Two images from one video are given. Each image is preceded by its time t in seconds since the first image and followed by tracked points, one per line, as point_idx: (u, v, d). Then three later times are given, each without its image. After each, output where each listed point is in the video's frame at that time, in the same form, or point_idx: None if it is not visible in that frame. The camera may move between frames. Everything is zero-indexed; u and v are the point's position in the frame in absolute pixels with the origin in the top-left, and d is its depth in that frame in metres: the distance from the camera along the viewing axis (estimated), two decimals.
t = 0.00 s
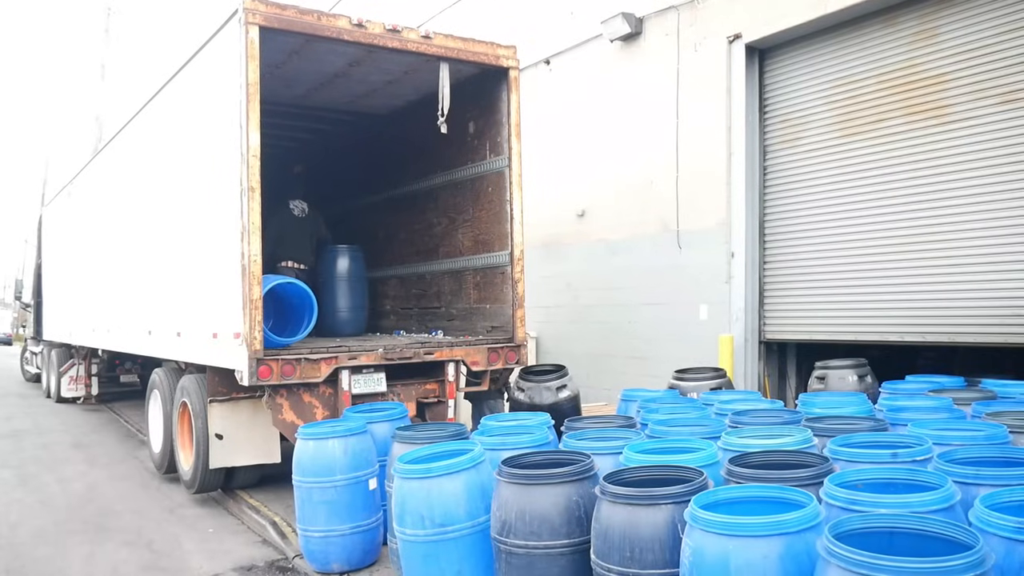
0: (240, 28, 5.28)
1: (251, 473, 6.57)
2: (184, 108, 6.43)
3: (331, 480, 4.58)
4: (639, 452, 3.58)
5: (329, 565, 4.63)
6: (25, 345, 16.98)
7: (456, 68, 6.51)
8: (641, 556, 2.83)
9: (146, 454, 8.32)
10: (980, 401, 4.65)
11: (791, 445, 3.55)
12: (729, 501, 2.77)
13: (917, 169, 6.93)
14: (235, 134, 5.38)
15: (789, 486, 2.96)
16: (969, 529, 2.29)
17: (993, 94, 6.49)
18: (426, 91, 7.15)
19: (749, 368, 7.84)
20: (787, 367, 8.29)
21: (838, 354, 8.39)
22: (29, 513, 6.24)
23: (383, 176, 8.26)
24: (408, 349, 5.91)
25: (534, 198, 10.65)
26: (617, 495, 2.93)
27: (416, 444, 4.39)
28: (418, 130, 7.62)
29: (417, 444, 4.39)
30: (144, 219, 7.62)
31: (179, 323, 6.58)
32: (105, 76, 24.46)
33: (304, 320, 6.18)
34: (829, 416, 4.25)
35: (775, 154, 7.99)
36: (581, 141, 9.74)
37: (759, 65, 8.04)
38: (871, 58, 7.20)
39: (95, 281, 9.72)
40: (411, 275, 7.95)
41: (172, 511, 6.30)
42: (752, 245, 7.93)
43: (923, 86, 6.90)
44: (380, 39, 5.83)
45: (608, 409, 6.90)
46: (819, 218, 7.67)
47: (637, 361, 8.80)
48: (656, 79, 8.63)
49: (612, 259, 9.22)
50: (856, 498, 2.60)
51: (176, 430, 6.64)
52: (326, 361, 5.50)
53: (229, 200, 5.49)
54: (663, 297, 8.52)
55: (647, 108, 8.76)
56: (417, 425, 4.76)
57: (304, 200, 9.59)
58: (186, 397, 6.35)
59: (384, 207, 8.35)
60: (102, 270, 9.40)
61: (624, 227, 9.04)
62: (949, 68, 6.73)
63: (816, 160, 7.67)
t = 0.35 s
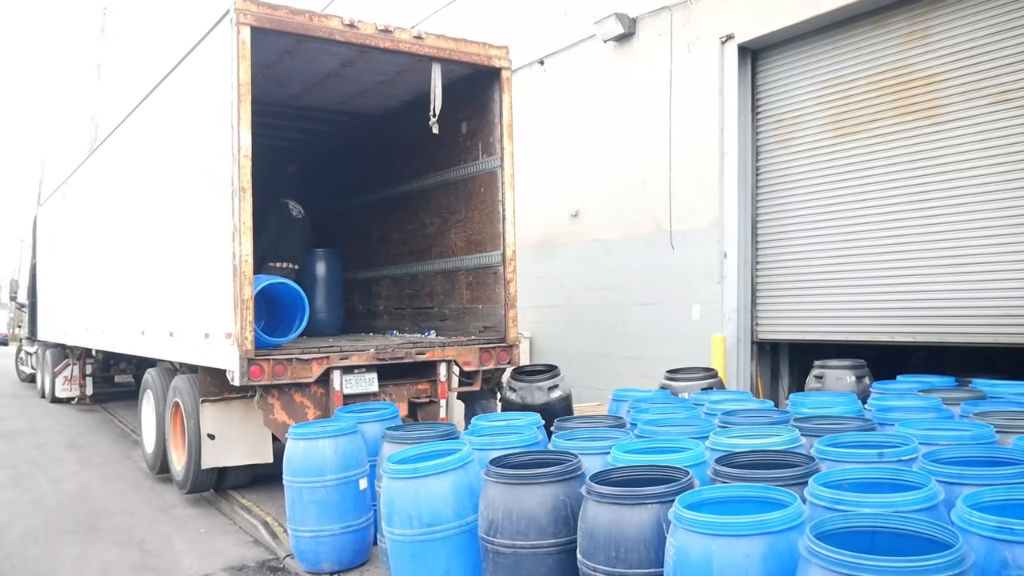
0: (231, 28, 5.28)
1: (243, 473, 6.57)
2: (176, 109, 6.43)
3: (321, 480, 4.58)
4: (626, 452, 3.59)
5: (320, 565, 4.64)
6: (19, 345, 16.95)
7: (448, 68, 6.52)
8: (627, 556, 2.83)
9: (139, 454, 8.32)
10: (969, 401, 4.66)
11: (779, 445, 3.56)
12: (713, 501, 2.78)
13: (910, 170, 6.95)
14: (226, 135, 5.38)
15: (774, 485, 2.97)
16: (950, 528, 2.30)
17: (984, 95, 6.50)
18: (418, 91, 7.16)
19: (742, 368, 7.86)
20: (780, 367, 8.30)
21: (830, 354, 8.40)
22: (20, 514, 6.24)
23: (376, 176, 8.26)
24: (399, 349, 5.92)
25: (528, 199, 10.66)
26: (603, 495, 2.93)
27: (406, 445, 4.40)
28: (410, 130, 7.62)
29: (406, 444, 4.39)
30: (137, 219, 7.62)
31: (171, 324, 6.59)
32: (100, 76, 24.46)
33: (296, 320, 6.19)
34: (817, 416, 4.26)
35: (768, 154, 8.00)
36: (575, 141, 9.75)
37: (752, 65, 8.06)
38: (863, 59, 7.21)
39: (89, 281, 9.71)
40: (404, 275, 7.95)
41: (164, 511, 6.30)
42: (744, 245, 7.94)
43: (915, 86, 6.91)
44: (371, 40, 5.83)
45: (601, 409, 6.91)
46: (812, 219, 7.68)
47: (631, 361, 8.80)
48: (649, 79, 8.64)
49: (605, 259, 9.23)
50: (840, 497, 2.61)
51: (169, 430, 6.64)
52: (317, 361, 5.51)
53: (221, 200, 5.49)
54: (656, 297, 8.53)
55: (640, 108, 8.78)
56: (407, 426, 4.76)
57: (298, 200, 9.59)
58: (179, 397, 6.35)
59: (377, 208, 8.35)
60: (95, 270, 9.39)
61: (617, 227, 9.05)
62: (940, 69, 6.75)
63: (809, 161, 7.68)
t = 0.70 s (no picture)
0: (221, 29, 5.30)
1: (232, 473, 6.62)
2: (167, 110, 6.45)
3: (309, 480, 4.60)
4: (610, 451, 3.61)
5: (308, 564, 4.66)
6: (13, 346, 16.94)
7: (438, 69, 6.54)
8: (608, 553, 2.85)
9: (131, 455, 8.33)
10: (953, 400, 4.69)
11: (762, 444, 3.58)
12: (693, 499, 2.80)
13: (899, 170, 6.98)
14: (215, 135, 5.40)
15: (754, 484, 2.99)
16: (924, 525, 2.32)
17: (974, 96, 6.53)
18: (409, 92, 7.18)
19: (732, 368, 7.89)
20: (769, 367, 8.34)
21: (820, 354, 8.43)
22: (10, 514, 6.25)
23: (367, 177, 8.28)
24: (389, 349, 5.93)
25: (520, 199, 10.68)
26: (585, 493, 2.95)
27: (393, 444, 4.41)
28: (401, 131, 7.64)
29: (394, 443, 4.41)
30: (128, 220, 7.63)
31: (161, 324, 6.60)
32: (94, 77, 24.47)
33: (286, 321, 6.20)
34: (801, 415, 4.29)
35: (759, 154, 8.03)
36: (566, 142, 9.78)
37: (743, 66, 8.08)
38: (853, 59, 7.24)
39: (81, 282, 9.72)
40: (394, 275, 7.97)
41: (154, 511, 6.31)
42: (734, 245, 7.97)
43: (905, 86, 6.94)
44: (361, 41, 5.85)
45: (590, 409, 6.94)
46: (802, 219, 7.72)
47: (622, 362, 8.84)
48: (640, 80, 8.67)
49: (597, 260, 9.26)
50: (818, 495, 2.63)
51: (160, 430, 6.65)
52: (307, 361, 5.52)
53: (210, 201, 5.51)
54: (646, 297, 8.56)
55: (630, 109, 8.81)
56: (395, 425, 4.78)
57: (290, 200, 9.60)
58: (169, 397, 6.37)
59: (369, 209, 8.37)
60: (87, 270, 9.39)
61: (609, 228, 9.08)
62: (930, 70, 6.78)
63: (800, 161, 7.71)
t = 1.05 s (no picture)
0: (210, 30, 5.31)
1: (221, 473, 6.63)
2: (157, 110, 6.46)
3: (296, 479, 4.61)
4: (595, 450, 3.64)
5: (295, 563, 4.68)
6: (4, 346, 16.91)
7: (427, 70, 6.56)
8: (589, 551, 2.87)
9: (121, 454, 8.34)
10: (936, 400, 4.74)
11: (744, 443, 3.61)
12: (673, 497, 2.83)
13: (886, 173, 7.02)
14: (204, 135, 5.41)
15: (735, 482, 3.02)
16: (898, 522, 2.35)
17: (958, 99, 6.58)
18: (399, 93, 7.20)
19: (720, 368, 7.93)
20: (758, 368, 8.38)
21: (808, 355, 8.47)
22: None
23: (358, 178, 8.31)
24: (377, 349, 5.96)
25: (511, 200, 10.71)
26: (567, 491, 2.97)
27: (380, 443, 4.43)
28: (392, 132, 7.66)
29: (381, 442, 4.43)
30: (118, 220, 7.63)
31: (151, 324, 6.61)
32: (86, 76, 24.44)
33: (275, 320, 6.22)
34: (785, 415, 4.33)
35: (747, 156, 8.07)
36: (557, 143, 9.81)
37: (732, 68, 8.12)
38: (840, 62, 7.29)
39: (72, 282, 9.72)
40: (385, 276, 7.99)
41: (143, 510, 6.32)
42: (723, 246, 8.00)
43: (891, 89, 6.99)
44: (350, 42, 5.87)
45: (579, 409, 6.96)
46: (790, 221, 7.76)
47: (612, 362, 8.87)
48: (630, 82, 8.71)
49: (587, 260, 9.29)
50: (795, 493, 2.66)
51: (149, 430, 6.66)
52: (295, 361, 5.54)
53: (199, 201, 5.53)
54: (636, 298, 8.60)
55: (621, 111, 8.85)
56: (382, 425, 4.80)
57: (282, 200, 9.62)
58: (158, 397, 6.37)
59: (359, 209, 8.39)
60: (77, 271, 9.39)
61: (599, 229, 9.11)
62: (916, 73, 6.82)
63: (788, 163, 7.74)
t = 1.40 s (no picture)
0: (204, 32, 5.32)
1: (216, 474, 6.62)
2: (150, 112, 6.47)
3: (290, 480, 4.62)
4: (587, 452, 3.66)
5: (289, 565, 4.68)
6: None
7: (421, 72, 6.58)
8: (581, 553, 2.89)
9: (114, 455, 8.33)
10: (928, 402, 4.77)
11: (736, 445, 3.63)
12: (664, 500, 2.85)
13: (878, 176, 7.06)
14: (198, 137, 5.42)
15: (726, 484, 3.04)
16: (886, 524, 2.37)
17: (949, 102, 6.62)
18: (393, 94, 7.21)
19: (713, 370, 7.95)
20: (750, 370, 8.41)
21: (801, 356, 8.51)
22: None
23: (352, 179, 8.31)
24: (372, 350, 5.97)
25: (506, 202, 10.72)
26: (559, 493, 2.99)
27: (374, 445, 4.45)
28: (386, 133, 7.67)
29: (375, 444, 4.45)
30: (112, 221, 7.63)
31: (144, 325, 6.61)
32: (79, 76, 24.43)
33: (268, 322, 6.23)
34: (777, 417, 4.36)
35: (740, 158, 8.11)
36: (551, 145, 9.83)
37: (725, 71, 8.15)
38: (832, 65, 7.32)
39: (65, 282, 9.71)
40: (379, 277, 8.00)
41: (137, 511, 6.32)
42: (717, 248, 8.03)
43: (882, 93, 7.03)
44: (344, 44, 5.89)
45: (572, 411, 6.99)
46: (782, 223, 7.79)
47: (605, 363, 8.89)
48: (624, 84, 8.73)
49: (581, 262, 9.31)
50: (786, 495, 2.68)
51: (142, 431, 6.66)
52: (289, 362, 5.55)
53: (193, 202, 5.53)
54: (629, 300, 8.62)
55: (614, 113, 8.87)
56: (376, 426, 4.81)
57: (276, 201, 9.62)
58: (152, 398, 6.38)
59: (354, 210, 8.40)
60: (71, 271, 9.39)
61: (593, 230, 9.13)
62: (907, 76, 6.86)
63: (780, 166, 7.78)
